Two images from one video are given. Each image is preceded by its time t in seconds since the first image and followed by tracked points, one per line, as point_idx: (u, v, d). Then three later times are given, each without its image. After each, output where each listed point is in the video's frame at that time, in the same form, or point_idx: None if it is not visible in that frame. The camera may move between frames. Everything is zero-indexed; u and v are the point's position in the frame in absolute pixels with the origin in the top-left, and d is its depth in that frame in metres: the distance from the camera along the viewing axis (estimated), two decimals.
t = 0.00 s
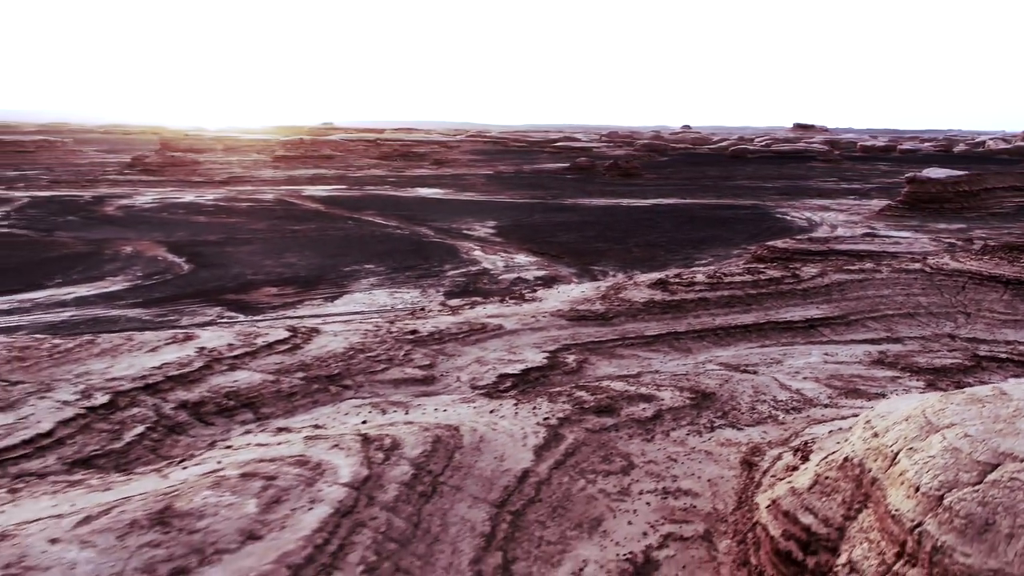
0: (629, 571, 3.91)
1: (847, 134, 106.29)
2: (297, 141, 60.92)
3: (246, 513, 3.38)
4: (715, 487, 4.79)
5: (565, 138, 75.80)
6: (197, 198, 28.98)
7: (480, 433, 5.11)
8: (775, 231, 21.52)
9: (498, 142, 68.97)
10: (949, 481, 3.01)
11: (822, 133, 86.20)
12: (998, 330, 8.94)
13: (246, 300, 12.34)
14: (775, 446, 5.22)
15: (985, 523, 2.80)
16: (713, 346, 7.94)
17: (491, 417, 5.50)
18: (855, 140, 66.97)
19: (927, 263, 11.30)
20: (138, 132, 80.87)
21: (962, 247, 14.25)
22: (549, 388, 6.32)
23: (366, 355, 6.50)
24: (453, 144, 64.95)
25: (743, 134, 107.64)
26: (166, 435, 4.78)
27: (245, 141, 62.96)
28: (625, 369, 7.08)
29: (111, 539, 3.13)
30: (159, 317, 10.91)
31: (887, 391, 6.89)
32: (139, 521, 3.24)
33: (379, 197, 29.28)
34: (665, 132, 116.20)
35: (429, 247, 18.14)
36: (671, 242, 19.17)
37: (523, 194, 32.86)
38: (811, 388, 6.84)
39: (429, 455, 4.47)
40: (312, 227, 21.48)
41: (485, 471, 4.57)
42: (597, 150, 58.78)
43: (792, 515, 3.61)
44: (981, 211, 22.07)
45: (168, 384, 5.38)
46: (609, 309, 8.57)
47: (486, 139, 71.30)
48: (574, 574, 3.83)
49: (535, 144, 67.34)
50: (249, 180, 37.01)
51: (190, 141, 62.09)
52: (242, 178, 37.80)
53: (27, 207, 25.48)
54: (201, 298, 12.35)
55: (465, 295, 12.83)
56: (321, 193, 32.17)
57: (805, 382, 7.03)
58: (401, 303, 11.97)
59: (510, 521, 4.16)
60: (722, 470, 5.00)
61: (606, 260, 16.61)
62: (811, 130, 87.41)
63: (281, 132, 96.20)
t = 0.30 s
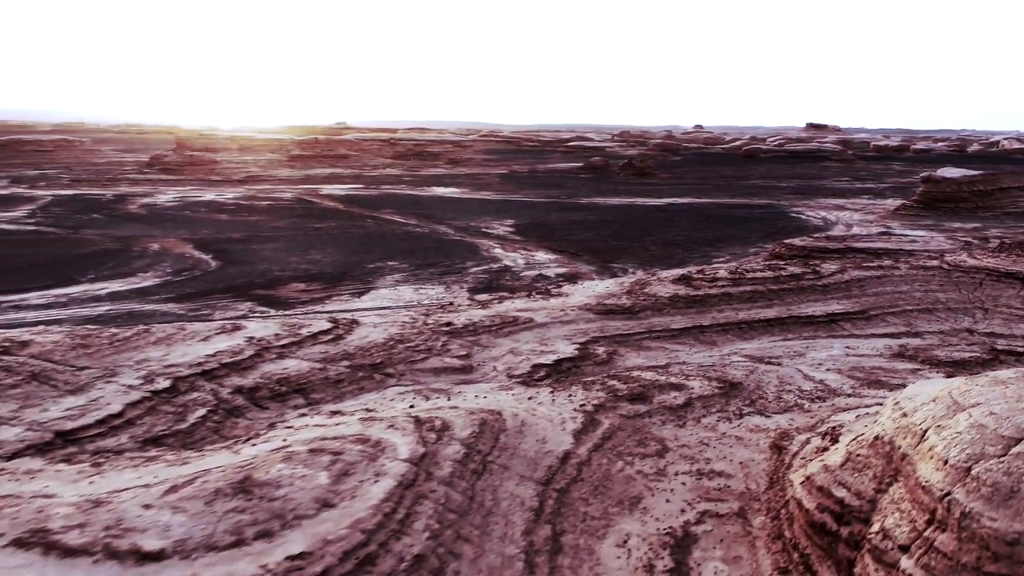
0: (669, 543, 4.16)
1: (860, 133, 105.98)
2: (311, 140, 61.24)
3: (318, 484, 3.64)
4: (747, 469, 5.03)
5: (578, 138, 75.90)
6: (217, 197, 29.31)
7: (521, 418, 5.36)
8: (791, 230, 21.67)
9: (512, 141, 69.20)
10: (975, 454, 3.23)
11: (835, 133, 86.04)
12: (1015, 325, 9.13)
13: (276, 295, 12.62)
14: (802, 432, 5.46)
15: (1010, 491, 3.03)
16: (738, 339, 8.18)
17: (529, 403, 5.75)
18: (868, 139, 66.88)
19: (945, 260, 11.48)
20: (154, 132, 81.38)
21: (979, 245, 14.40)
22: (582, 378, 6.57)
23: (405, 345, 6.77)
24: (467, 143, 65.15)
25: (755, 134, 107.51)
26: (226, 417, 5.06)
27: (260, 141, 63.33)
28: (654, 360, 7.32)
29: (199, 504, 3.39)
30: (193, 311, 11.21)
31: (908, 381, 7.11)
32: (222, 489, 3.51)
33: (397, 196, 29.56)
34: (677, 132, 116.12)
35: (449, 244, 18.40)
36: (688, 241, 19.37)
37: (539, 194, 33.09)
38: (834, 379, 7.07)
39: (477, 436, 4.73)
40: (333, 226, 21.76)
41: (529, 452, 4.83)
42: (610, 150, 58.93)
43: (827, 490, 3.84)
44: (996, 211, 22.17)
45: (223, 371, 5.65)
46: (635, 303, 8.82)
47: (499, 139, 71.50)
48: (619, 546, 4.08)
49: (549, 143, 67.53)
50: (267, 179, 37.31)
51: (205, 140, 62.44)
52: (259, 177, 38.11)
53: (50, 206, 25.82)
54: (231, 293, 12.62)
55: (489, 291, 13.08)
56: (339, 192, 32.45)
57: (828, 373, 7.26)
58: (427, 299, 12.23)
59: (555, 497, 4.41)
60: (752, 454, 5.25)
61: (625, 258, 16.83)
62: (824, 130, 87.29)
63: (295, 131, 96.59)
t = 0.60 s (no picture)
0: (706, 520, 4.41)
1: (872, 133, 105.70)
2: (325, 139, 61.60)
3: (381, 460, 3.91)
4: (775, 453, 5.27)
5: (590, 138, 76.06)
6: (235, 196, 29.63)
7: (559, 405, 5.62)
8: (806, 229, 21.83)
9: (524, 141, 69.43)
10: (999, 432, 3.46)
11: (847, 133, 85.98)
12: None
13: (303, 291, 12.91)
14: (828, 419, 5.70)
15: None
16: (760, 333, 8.42)
17: (564, 391, 6.00)
18: (880, 139, 66.84)
19: (962, 258, 11.67)
20: (168, 131, 81.83)
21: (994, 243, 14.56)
22: (612, 368, 6.83)
23: (442, 337, 7.03)
24: (479, 143, 65.35)
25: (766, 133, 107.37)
26: (280, 401, 5.33)
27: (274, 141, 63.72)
28: (680, 352, 7.57)
29: (274, 477, 3.67)
30: (224, 306, 11.50)
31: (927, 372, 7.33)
32: (294, 464, 3.78)
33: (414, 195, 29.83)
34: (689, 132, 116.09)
35: (469, 243, 18.66)
36: (704, 239, 19.57)
37: (553, 193, 33.33)
38: (856, 371, 7.29)
39: (521, 420, 4.99)
40: (352, 224, 22.05)
41: (568, 436, 5.08)
42: (623, 150, 59.10)
43: (856, 468, 4.08)
44: (1011, 210, 22.27)
45: (273, 360, 5.92)
46: (659, 299, 9.07)
47: (511, 138, 71.74)
48: (659, 522, 4.33)
49: (561, 143, 67.71)
50: (283, 178, 37.66)
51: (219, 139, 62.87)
52: (276, 176, 38.40)
53: (73, 204, 26.16)
54: (259, 290, 12.89)
55: (511, 288, 13.33)
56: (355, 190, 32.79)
57: (850, 366, 7.49)
58: (452, 295, 12.49)
59: (597, 477, 4.66)
60: (780, 439, 5.49)
61: (642, 256, 17.06)
62: (836, 130, 87.22)
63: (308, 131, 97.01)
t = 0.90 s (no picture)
0: (738, 499, 4.66)
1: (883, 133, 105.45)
2: (337, 139, 61.96)
3: (435, 439, 4.18)
4: (801, 439, 5.51)
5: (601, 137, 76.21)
6: (253, 194, 29.95)
7: (592, 392, 5.87)
8: (819, 228, 22.00)
9: (535, 141, 69.64)
10: (1019, 412, 3.69)
11: (859, 133, 85.84)
12: None
13: (329, 288, 13.19)
14: (850, 407, 5.94)
15: None
16: (781, 327, 8.66)
17: (596, 380, 6.26)
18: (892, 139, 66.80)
19: (976, 256, 11.86)
20: (182, 130, 82.29)
21: (1007, 242, 14.72)
22: (640, 359, 7.08)
23: (475, 329, 7.30)
24: (491, 143, 65.55)
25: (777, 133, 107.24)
26: (328, 388, 5.59)
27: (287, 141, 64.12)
28: (704, 345, 7.82)
29: (340, 453, 3.94)
30: (253, 301, 11.79)
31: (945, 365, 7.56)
32: (356, 442, 4.05)
33: (430, 194, 30.10)
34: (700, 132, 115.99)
35: (487, 241, 18.92)
36: (719, 238, 19.77)
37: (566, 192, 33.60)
38: (876, 364, 7.53)
39: (559, 406, 5.26)
40: (370, 223, 22.35)
41: (604, 422, 5.33)
42: (634, 149, 59.25)
43: (881, 449, 4.33)
44: None
45: (318, 349, 6.20)
46: (682, 294, 9.32)
47: (523, 138, 71.94)
48: (693, 500, 4.59)
49: (572, 142, 67.90)
50: (299, 177, 37.99)
51: (233, 139, 63.23)
52: (292, 175, 38.70)
53: (94, 203, 26.51)
54: (286, 286, 13.17)
55: (532, 284, 13.58)
56: (371, 189, 33.07)
57: (869, 358, 7.72)
58: (474, 291, 12.75)
59: (633, 459, 4.92)
60: (805, 426, 5.74)
61: (659, 254, 17.28)
62: (848, 129, 87.19)
63: (321, 130, 97.41)
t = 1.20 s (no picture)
0: (767, 482, 4.91)
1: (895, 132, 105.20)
2: (351, 138, 62.33)
3: (484, 423, 4.45)
4: (825, 427, 5.76)
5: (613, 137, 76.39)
6: (271, 194, 30.29)
7: (624, 382, 6.13)
8: (832, 227, 22.15)
9: (547, 141, 69.88)
10: None
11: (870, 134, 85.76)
12: None
13: (354, 284, 13.48)
14: (872, 397, 6.18)
15: None
16: (801, 322, 8.90)
17: (627, 371, 6.50)
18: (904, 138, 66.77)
19: (991, 254, 12.05)
20: (195, 130, 82.77)
21: (1021, 241, 14.89)
22: (667, 353, 7.33)
23: (507, 323, 7.57)
24: (504, 142, 65.77)
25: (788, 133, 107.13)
26: (373, 377, 5.87)
27: (300, 140, 64.52)
28: (727, 339, 8.07)
29: (397, 434, 4.21)
30: (282, 297, 12.09)
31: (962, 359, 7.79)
32: (412, 424, 4.32)
33: (446, 194, 30.40)
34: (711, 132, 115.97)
35: (505, 239, 19.19)
36: (734, 236, 19.99)
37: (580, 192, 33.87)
38: (894, 357, 7.76)
39: (594, 394, 5.52)
40: (389, 221, 22.64)
41: (637, 410, 5.58)
42: (646, 149, 59.43)
43: (905, 434, 4.55)
44: None
45: (359, 341, 6.48)
46: (704, 291, 9.57)
47: (535, 138, 72.17)
48: (725, 482, 4.84)
49: (584, 142, 68.13)
50: (315, 176, 38.32)
51: (247, 138, 63.65)
52: (308, 175, 39.07)
53: (116, 202, 26.88)
54: (313, 283, 13.47)
55: (552, 281, 13.84)
56: (387, 188, 33.38)
57: (887, 353, 7.96)
58: (496, 288, 13.02)
59: (667, 444, 5.17)
60: (828, 415, 5.98)
61: (676, 253, 17.52)
62: (859, 129, 87.11)
63: (333, 130, 97.85)
